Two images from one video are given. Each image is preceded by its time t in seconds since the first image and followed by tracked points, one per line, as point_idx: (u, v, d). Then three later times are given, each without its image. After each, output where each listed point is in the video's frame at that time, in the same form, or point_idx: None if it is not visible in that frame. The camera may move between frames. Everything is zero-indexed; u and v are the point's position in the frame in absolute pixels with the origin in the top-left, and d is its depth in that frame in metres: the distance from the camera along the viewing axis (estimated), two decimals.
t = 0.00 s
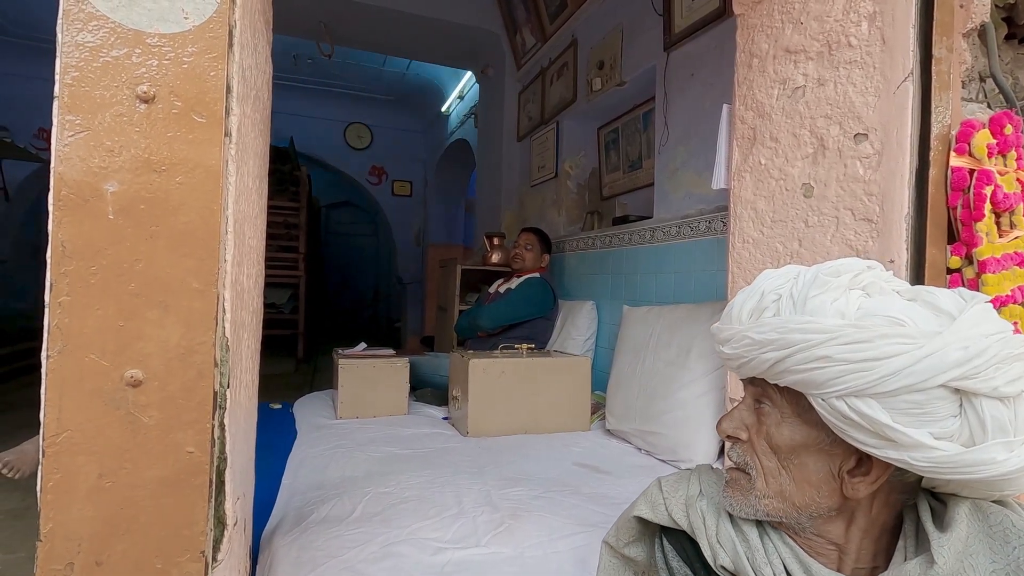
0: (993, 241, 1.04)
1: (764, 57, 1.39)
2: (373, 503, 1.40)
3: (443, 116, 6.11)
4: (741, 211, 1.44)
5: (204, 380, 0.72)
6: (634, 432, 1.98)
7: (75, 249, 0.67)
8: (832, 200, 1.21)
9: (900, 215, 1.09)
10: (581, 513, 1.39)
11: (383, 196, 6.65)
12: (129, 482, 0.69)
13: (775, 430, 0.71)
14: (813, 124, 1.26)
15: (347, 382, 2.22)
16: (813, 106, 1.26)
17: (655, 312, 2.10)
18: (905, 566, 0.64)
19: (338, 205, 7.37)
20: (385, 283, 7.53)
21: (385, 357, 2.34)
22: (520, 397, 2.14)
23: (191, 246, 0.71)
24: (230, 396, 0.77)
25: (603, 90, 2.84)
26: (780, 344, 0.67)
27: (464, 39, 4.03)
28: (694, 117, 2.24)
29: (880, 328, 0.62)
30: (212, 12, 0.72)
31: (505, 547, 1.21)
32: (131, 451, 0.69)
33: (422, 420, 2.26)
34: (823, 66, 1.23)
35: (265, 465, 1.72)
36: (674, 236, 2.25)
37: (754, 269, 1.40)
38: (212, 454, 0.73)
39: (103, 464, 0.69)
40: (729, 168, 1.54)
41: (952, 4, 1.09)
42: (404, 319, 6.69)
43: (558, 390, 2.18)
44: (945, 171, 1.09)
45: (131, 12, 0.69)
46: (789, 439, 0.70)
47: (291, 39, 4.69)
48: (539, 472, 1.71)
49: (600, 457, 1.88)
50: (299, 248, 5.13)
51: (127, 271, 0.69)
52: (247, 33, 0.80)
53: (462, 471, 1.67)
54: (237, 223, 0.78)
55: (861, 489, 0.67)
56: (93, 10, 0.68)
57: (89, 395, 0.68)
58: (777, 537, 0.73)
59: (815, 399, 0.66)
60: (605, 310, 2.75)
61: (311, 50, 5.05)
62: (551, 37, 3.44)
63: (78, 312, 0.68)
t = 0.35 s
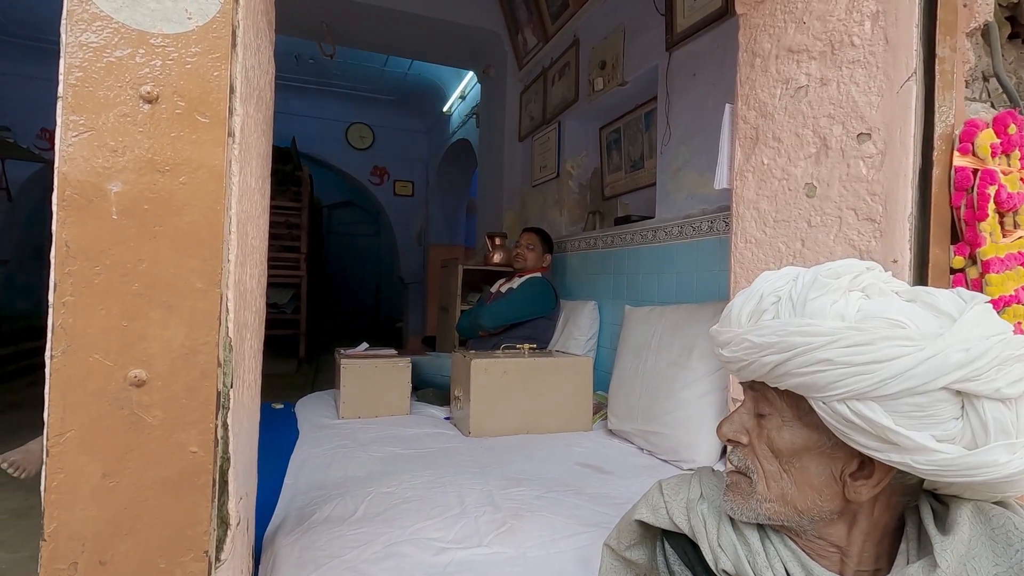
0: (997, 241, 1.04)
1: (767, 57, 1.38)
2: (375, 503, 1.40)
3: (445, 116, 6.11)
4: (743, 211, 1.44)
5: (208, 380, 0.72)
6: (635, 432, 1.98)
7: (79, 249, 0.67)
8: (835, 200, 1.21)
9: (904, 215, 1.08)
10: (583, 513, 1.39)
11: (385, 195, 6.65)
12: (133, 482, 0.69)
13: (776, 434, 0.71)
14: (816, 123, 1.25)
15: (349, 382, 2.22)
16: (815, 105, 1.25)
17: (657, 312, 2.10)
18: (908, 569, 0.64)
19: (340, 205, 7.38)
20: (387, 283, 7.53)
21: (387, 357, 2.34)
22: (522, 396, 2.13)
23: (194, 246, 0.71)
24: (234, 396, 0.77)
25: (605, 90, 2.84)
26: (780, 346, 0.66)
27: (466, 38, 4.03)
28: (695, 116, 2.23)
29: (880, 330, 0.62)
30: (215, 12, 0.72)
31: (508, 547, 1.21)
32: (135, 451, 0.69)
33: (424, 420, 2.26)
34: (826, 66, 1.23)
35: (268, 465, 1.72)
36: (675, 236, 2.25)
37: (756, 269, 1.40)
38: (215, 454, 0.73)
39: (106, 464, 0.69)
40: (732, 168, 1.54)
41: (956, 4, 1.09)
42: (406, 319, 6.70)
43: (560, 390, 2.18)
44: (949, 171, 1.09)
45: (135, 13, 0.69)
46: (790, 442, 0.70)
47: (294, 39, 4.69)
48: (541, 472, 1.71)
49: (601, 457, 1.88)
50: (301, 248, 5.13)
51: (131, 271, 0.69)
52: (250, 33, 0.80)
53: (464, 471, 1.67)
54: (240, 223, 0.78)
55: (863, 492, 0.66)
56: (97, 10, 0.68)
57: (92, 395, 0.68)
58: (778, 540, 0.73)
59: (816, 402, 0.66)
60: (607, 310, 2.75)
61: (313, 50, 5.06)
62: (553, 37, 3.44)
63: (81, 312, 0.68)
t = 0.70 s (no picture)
0: (1002, 241, 1.03)
1: (770, 56, 1.38)
2: (378, 503, 1.40)
3: (446, 116, 6.11)
4: (747, 211, 1.44)
5: (212, 380, 0.72)
6: (638, 432, 1.98)
7: (84, 249, 0.67)
8: (838, 199, 1.20)
9: (908, 214, 1.08)
10: (586, 514, 1.39)
11: (386, 195, 6.66)
12: (138, 481, 0.69)
13: (782, 440, 0.71)
14: (820, 123, 1.25)
15: (351, 382, 2.22)
16: (819, 105, 1.25)
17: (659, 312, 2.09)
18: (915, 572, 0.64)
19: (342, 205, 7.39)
20: (389, 283, 7.54)
21: (390, 357, 2.35)
22: (524, 396, 2.13)
23: (199, 245, 0.71)
24: (238, 396, 0.77)
25: (607, 90, 2.84)
26: (785, 351, 0.66)
27: (467, 38, 4.03)
28: (697, 117, 2.24)
29: (889, 334, 0.61)
30: (219, 12, 0.72)
31: (511, 547, 1.21)
32: (139, 450, 0.69)
33: (426, 420, 2.26)
34: (829, 65, 1.23)
35: (271, 464, 1.72)
36: (678, 235, 2.24)
37: (760, 268, 1.40)
38: (220, 454, 0.73)
39: (111, 463, 0.69)
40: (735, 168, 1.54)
41: (961, 2, 1.09)
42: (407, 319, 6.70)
43: (562, 390, 2.18)
44: (953, 171, 1.09)
45: (140, 12, 0.69)
46: (797, 448, 0.70)
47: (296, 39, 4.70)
48: (544, 472, 1.71)
49: (604, 457, 1.88)
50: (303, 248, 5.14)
51: (135, 270, 0.69)
52: (254, 33, 0.80)
53: (467, 471, 1.67)
54: (244, 223, 0.78)
55: (874, 496, 0.66)
56: (102, 9, 0.68)
57: (97, 394, 0.68)
58: (781, 546, 0.73)
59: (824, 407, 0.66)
60: (609, 309, 2.75)
61: (315, 50, 5.06)
62: (555, 37, 3.43)
63: (86, 312, 0.68)
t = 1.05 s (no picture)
0: (1006, 240, 1.02)
1: (773, 55, 1.38)
2: (381, 502, 1.40)
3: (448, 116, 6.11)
4: (749, 210, 1.44)
5: (217, 380, 0.72)
6: (641, 432, 1.97)
7: (90, 249, 0.68)
8: (842, 199, 1.20)
9: (912, 213, 1.08)
10: (590, 513, 1.39)
11: (388, 195, 6.66)
12: (144, 481, 0.70)
13: (825, 454, 0.67)
14: (823, 122, 1.25)
15: (354, 382, 2.22)
16: (822, 104, 1.25)
17: (662, 312, 2.09)
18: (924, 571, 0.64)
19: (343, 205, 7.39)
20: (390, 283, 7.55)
21: (392, 357, 2.35)
22: (525, 396, 2.13)
23: (204, 245, 0.71)
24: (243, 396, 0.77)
25: (609, 89, 2.84)
26: (853, 364, 0.63)
27: (469, 38, 4.03)
28: (700, 116, 2.23)
29: (963, 344, 0.61)
30: (225, 12, 0.72)
31: (514, 547, 1.21)
32: (145, 450, 0.69)
33: (429, 420, 2.26)
34: (833, 65, 1.23)
35: (274, 464, 1.72)
36: (680, 235, 2.24)
37: (762, 268, 1.39)
38: (225, 454, 0.73)
39: (117, 463, 0.69)
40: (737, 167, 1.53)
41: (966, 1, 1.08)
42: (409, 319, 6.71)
43: (564, 390, 2.18)
44: (957, 171, 1.08)
45: (146, 13, 0.69)
46: (843, 462, 0.67)
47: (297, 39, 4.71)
48: (547, 472, 1.70)
49: (607, 457, 1.88)
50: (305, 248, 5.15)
51: (141, 271, 0.69)
52: (258, 34, 0.80)
53: (470, 471, 1.67)
54: (249, 223, 0.78)
55: (917, 504, 0.67)
56: (108, 10, 0.68)
57: (103, 394, 0.68)
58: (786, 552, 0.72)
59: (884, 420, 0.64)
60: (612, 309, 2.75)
61: (317, 50, 5.07)
62: (557, 36, 3.43)
63: (92, 313, 0.68)
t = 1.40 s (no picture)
0: (1011, 240, 1.02)
1: (776, 55, 1.37)
2: (384, 502, 1.40)
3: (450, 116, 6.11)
4: (753, 210, 1.44)
5: (222, 380, 0.72)
6: (643, 431, 1.97)
7: (95, 249, 0.68)
8: (845, 199, 1.20)
9: (916, 212, 1.07)
10: (592, 513, 1.39)
11: (389, 195, 6.66)
12: (149, 481, 0.70)
13: (893, 465, 0.64)
14: (826, 122, 1.25)
15: (356, 382, 2.22)
16: (825, 104, 1.25)
17: (664, 312, 2.09)
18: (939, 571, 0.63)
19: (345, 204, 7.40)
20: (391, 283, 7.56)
21: (394, 356, 2.35)
22: (527, 396, 2.13)
23: (208, 244, 0.71)
24: (247, 396, 0.77)
25: (612, 89, 2.83)
26: (961, 375, 0.59)
27: (471, 38, 4.03)
28: (702, 116, 2.23)
29: None
30: (230, 12, 0.72)
31: (518, 547, 1.21)
32: (150, 450, 0.70)
33: (431, 420, 2.26)
34: (836, 64, 1.22)
35: (277, 464, 1.72)
36: (683, 235, 2.24)
37: (765, 267, 1.39)
38: (230, 454, 0.73)
39: (123, 463, 0.69)
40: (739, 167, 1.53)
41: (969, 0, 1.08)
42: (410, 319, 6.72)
43: (567, 390, 2.18)
44: (961, 170, 1.07)
45: (150, 13, 0.69)
46: (913, 473, 0.64)
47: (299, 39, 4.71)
48: (549, 472, 1.70)
49: (610, 456, 1.87)
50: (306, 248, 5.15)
51: (146, 271, 0.69)
52: (263, 34, 0.81)
53: (472, 470, 1.67)
54: (253, 223, 0.78)
55: (957, 508, 0.67)
56: (113, 11, 0.68)
57: (109, 394, 0.68)
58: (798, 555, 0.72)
59: (967, 431, 0.62)
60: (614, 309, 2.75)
61: (318, 50, 5.07)
62: (558, 36, 3.43)
63: (97, 313, 0.68)
